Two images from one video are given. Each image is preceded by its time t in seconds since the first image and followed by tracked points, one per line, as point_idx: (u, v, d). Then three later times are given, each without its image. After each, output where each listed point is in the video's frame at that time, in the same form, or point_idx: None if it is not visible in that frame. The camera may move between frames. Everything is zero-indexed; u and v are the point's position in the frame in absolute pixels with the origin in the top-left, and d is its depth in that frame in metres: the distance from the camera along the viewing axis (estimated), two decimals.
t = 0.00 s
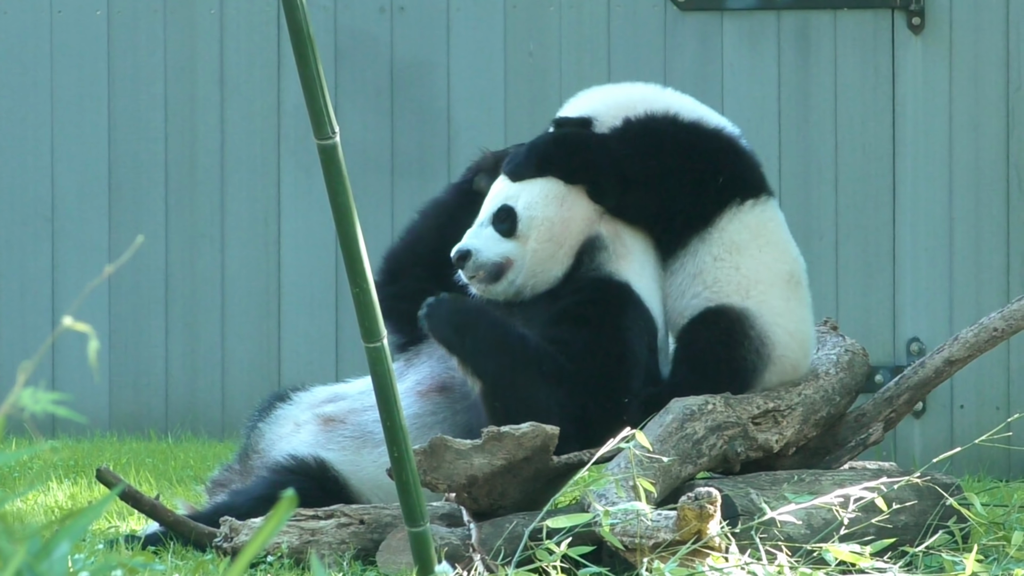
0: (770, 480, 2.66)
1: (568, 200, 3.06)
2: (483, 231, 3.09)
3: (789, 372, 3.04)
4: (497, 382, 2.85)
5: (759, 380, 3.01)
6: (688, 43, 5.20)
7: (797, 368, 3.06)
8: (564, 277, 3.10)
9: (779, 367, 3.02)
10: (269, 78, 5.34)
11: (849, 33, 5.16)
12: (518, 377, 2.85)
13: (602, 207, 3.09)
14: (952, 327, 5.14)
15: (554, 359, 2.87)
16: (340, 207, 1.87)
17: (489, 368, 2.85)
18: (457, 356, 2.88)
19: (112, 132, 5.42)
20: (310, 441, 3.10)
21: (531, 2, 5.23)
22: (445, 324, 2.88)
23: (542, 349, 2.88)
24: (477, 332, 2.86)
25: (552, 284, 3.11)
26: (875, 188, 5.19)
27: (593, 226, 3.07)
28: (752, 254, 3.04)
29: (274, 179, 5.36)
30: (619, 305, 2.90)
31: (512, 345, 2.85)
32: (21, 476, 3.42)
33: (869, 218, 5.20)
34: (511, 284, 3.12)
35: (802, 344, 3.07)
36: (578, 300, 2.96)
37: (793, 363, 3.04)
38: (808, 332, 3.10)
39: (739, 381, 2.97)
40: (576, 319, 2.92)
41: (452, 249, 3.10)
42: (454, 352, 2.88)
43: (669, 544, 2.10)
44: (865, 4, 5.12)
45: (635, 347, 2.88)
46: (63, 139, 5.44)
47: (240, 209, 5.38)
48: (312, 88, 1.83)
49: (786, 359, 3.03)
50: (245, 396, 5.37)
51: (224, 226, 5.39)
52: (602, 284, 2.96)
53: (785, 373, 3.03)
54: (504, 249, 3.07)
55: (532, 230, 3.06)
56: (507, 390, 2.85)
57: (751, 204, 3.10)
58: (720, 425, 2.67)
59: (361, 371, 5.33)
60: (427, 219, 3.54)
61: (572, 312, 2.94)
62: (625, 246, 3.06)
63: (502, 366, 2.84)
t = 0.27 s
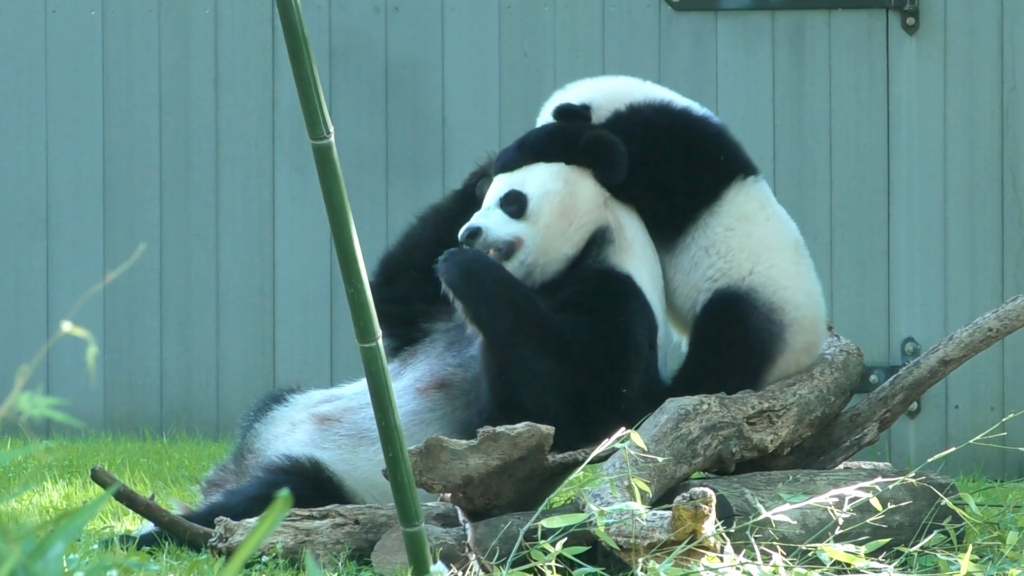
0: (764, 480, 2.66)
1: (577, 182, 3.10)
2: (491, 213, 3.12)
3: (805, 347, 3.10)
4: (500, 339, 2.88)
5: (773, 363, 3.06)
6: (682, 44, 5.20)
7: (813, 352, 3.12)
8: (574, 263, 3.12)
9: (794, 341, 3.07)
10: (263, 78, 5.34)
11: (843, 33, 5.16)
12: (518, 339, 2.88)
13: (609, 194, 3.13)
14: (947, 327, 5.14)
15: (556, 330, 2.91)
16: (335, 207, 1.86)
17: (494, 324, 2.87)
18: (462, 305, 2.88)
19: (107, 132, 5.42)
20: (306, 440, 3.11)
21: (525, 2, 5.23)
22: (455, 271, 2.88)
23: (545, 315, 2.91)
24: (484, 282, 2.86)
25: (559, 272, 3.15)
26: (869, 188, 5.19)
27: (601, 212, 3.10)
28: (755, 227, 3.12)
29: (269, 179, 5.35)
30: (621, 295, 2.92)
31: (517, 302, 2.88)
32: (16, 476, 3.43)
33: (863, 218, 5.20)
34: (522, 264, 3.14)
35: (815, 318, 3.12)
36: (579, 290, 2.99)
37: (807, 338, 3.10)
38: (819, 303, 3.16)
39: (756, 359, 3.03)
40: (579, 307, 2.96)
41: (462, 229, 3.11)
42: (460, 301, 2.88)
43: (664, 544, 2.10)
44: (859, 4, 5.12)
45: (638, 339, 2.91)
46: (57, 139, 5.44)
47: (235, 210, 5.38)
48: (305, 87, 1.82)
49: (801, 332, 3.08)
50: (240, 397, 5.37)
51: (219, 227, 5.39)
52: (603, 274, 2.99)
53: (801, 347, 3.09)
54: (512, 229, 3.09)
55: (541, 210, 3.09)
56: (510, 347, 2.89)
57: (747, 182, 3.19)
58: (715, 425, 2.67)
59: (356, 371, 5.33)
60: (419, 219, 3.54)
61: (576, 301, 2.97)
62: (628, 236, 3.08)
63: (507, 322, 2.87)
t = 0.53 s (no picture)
0: (761, 482, 2.66)
1: (587, 177, 3.20)
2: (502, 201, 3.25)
3: (831, 329, 3.08)
4: (493, 303, 2.92)
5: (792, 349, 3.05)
6: (678, 45, 5.20)
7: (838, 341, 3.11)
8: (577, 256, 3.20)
9: (818, 322, 3.05)
10: (259, 80, 5.34)
11: (839, 34, 5.16)
12: (510, 304, 2.92)
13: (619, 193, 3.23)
14: (944, 328, 5.14)
15: (550, 308, 2.94)
16: (331, 209, 1.86)
17: (489, 287, 2.91)
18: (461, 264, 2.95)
19: (103, 134, 5.43)
20: (302, 439, 3.13)
21: (522, 3, 5.23)
22: (459, 233, 2.96)
23: (540, 287, 2.95)
24: (485, 243, 2.92)
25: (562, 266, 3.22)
26: (865, 189, 5.19)
27: (609, 210, 3.20)
28: (772, 207, 3.14)
29: (264, 180, 5.35)
30: (617, 289, 3.00)
31: (514, 269, 2.93)
32: (12, 477, 3.43)
33: (860, 219, 5.19)
34: (525, 249, 3.21)
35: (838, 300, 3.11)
36: (573, 282, 3.06)
37: (832, 320, 3.08)
38: (843, 290, 3.16)
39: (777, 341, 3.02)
40: (575, 295, 3.01)
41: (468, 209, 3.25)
42: (460, 260, 2.95)
43: (660, 546, 2.11)
44: (855, 6, 5.12)
45: (634, 334, 2.96)
46: (53, 141, 5.44)
47: (231, 211, 5.38)
48: (301, 89, 1.82)
49: (824, 313, 3.07)
50: (236, 398, 5.37)
51: (215, 228, 5.39)
52: (601, 268, 3.07)
53: (825, 328, 3.06)
54: (517, 216, 3.21)
55: (548, 200, 3.20)
56: (503, 311, 2.92)
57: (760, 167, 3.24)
58: (711, 427, 2.67)
59: (352, 373, 5.33)
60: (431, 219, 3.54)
61: (573, 290, 3.03)
62: (634, 237, 3.16)
63: (503, 285, 2.91)
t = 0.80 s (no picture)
0: (757, 484, 2.66)
1: (595, 171, 3.12)
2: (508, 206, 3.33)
3: (813, 322, 2.99)
4: (503, 273, 2.86)
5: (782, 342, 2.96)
6: (675, 47, 5.20)
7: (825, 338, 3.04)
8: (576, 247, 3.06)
9: (800, 317, 2.97)
10: (256, 82, 5.34)
11: (835, 35, 5.16)
12: (518, 277, 2.86)
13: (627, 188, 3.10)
14: (940, 329, 5.14)
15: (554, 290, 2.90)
16: (328, 212, 1.85)
17: (501, 258, 2.86)
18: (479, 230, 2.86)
19: (100, 135, 5.42)
20: (296, 436, 3.16)
21: (518, 4, 5.23)
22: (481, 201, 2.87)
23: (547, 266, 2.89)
24: (506, 213, 2.84)
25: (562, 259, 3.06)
26: (862, 190, 5.19)
27: (614, 201, 3.06)
28: (751, 193, 3.05)
29: (261, 182, 5.35)
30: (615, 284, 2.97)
31: (529, 243, 2.86)
32: (8, 479, 3.43)
33: (856, 220, 5.20)
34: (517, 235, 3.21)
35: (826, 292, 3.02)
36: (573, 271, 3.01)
37: (817, 313, 2.99)
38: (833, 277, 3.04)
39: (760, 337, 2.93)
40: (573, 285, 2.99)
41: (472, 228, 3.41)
42: (479, 226, 2.85)
43: (656, 548, 2.11)
44: (852, 8, 5.12)
45: (630, 328, 2.93)
46: (50, 142, 5.44)
47: (228, 212, 5.37)
48: (298, 91, 1.82)
49: (809, 307, 2.97)
50: (233, 400, 5.36)
51: (211, 229, 5.39)
52: (604, 266, 3.00)
53: (807, 323, 2.98)
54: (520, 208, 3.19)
55: (554, 189, 3.10)
56: (511, 280, 2.86)
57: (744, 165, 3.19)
58: (708, 428, 2.67)
59: (348, 375, 5.33)
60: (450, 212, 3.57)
61: (571, 279, 3.00)
62: (640, 235, 3.08)
63: (513, 259, 2.85)
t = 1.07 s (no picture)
0: (751, 484, 2.66)
1: (615, 175, 3.26)
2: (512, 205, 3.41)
3: (734, 295, 3.13)
4: (523, 249, 3.02)
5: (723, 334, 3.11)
6: (669, 46, 5.20)
7: (759, 310, 3.14)
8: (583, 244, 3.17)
9: (717, 292, 3.12)
10: (250, 82, 5.34)
11: (829, 35, 5.16)
12: (534, 257, 3.02)
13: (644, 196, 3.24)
14: (934, 329, 5.15)
15: (563, 276, 3.03)
16: (322, 211, 1.85)
17: (524, 235, 3.01)
18: (508, 204, 3.02)
19: (93, 135, 5.42)
20: (287, 432, 3.23)
21: (512, 4, 5.23)
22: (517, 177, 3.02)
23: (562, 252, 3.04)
24: (537, 195, 2.98)
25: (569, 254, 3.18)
26: (855, 190, 5.19)
27: (630, 205, 3.20)
28: (691, 225, 3.28)
29: (255, 182, 5.35)
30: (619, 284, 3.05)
31: (551, 226, 3.00)
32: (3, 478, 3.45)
33: (850, 220, 5.20)
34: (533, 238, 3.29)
35: (747, 264, 3.17)
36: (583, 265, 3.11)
37: (737, 286, 3.14)
38: (760, 253, 3.20)
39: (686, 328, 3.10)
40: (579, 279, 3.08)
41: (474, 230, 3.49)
42: (510, 200, 3.01)
43: (650, 547, 2.11)
44: (845, 7, 5.12)
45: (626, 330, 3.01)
46: (44, 143, 5.44)
47: (222, 213, 5.37)
48: (292, 90, 1.82)
49: (727, 283, 3.14)
50: (227, 400, 5.37)
51: (205, 229, 5.38)
52: (613, 266, 3.08)
53: (727, 298, 3.13)
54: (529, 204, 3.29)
55: (571, 186, 3.25)
56: (528, 260, 3.02)
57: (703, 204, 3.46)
58: (701, 428, 2.67)
59: (342, 375, 5.33)
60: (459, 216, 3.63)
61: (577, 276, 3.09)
62: (652, 243, 3.19)
63: (533, 240, 3.01)
